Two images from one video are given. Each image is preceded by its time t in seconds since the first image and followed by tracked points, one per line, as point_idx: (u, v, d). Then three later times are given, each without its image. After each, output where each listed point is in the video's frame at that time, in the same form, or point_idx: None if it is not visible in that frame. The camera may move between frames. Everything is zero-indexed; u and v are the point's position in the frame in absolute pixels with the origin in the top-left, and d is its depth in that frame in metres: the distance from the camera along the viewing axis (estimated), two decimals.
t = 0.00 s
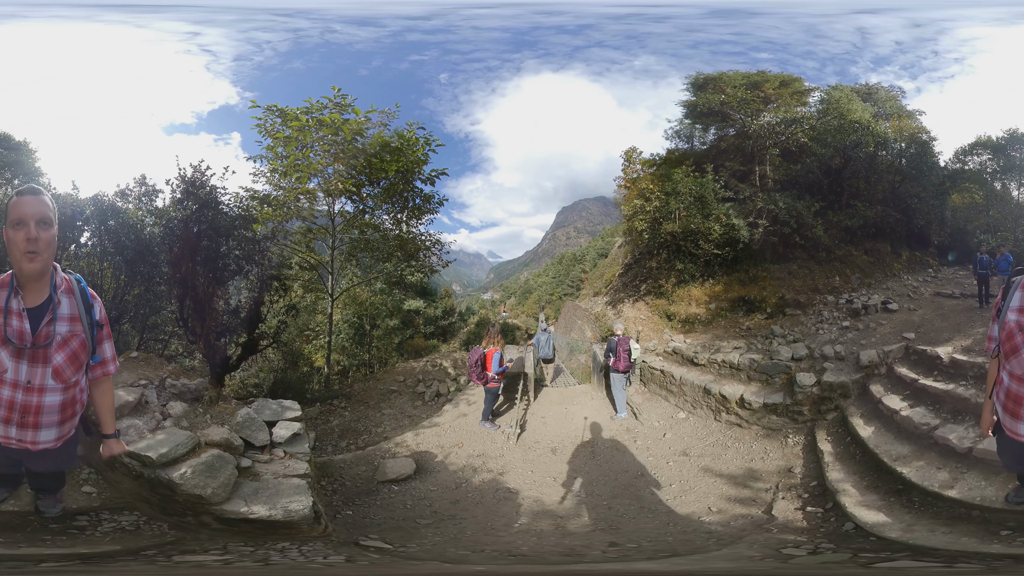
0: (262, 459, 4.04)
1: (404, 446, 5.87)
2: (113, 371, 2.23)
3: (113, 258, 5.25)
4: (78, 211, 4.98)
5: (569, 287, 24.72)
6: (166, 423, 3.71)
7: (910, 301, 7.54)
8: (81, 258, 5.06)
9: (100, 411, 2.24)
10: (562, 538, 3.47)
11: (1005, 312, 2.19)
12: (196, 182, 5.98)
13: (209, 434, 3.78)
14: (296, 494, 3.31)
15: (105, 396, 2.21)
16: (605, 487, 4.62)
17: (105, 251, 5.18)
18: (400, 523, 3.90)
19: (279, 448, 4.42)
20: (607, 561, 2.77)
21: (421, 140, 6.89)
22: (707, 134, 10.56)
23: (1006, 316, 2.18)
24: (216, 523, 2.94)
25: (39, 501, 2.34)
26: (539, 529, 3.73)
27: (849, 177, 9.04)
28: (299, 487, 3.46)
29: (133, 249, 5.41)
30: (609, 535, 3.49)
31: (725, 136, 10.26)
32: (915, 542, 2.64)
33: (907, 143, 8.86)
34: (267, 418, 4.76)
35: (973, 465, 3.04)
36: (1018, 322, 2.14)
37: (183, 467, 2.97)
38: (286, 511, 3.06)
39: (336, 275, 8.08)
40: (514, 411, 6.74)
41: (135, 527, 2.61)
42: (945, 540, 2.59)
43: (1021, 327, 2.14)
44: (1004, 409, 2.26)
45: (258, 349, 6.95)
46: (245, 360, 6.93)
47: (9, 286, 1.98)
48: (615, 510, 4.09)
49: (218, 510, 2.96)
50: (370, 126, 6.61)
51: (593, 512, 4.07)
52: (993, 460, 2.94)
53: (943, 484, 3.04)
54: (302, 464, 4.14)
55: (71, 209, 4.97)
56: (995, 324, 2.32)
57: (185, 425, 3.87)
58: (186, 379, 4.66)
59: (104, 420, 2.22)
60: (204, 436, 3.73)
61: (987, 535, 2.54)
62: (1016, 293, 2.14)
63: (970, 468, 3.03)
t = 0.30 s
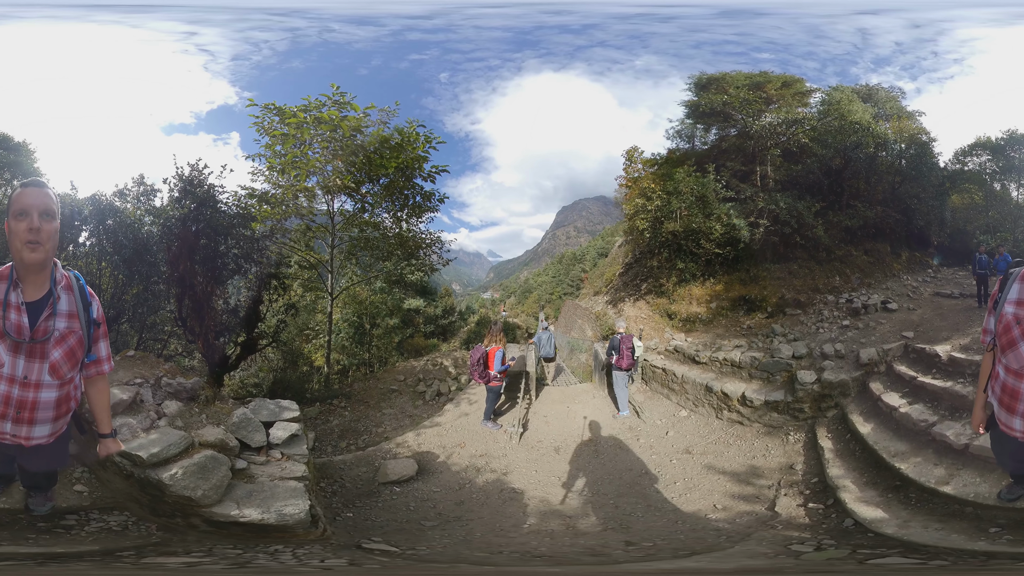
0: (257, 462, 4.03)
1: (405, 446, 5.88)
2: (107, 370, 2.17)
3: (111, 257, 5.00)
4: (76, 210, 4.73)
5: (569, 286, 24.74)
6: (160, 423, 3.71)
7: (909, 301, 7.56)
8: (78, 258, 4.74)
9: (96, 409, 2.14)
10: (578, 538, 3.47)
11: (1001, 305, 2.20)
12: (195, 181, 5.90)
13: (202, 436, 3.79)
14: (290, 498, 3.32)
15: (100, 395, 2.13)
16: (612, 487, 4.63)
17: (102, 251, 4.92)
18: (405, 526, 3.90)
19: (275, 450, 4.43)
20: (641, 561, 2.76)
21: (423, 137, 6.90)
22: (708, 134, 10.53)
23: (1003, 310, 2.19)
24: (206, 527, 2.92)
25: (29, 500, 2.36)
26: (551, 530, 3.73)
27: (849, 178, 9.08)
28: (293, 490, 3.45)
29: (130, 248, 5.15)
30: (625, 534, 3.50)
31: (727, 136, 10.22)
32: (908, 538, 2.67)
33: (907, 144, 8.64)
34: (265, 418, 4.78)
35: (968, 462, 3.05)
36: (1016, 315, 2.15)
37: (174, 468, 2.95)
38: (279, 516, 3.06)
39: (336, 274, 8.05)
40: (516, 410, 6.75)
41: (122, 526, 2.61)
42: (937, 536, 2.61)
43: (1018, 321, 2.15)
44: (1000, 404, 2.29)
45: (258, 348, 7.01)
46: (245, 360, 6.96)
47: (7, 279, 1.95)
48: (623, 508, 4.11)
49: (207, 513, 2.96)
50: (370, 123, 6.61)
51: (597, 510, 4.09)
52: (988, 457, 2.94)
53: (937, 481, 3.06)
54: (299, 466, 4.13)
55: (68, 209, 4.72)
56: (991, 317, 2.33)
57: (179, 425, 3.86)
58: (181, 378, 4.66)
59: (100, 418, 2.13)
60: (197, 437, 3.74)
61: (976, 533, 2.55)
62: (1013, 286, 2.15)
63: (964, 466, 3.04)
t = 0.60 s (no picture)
0: (259, 462, 4.05)
1: (406, 445, 5.90)
2: (107, 374, 2.13)
3: (111, 257, 4.93)
4: (76, 211, 4.62)
5: (569, 286, 24.73)
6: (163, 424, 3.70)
7: (908, 302, 7.58)
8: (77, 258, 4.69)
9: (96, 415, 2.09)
10: (572, 537, 3.50)
11: (1000, 310, 2.21)
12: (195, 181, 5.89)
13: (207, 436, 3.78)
14: (296, 497, 3.35)
15: (101, 400, 2.06)
16: (611, 486, 4.64)
17: (102, 250, 4.85)
18: (406, 525, 3.92)
19: (278, 450, 4.44)
20: (621, 560, 2.82)
21: (423, 138, 6.91)
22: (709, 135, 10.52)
23: (1001, 315, 2.20)
24: (212, 527, 2.96)
25: (31, 502, 2.33)
26: (549, 529, 3.75)
27: (849, 178, 9.04)
28: (298, 490, 3.48)
29: (131, 248, 5.12)
30: (620, 534, 3.50)
31: (727, 137, 10.24)
32: (904, 540, 2.68)
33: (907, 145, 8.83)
34: (267, 418, 4.79)
35: (967, 464, 3.07)
36: (1013, 320, 2.16)
37: (177, 470, 2.98)
38: (285, 516, 3.09)
39: (336, 274, 8.10)
40: (515, 410, 6.77)
41: (126, 528, 2.60)
42: (935, 538, 2.62)
43: (1016, 327, 2.16)
44: (999, 411, 2.30)
45: (258, 348, 7.01)
46: (246, 360, 6.96)
47: (7, 283, 1.95)
48: (618, 508, 4.12)
49: (213, 513, 3.00)
50: (370, 123, 6.62)
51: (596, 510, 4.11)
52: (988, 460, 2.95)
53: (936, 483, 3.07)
54: (301, 467, 4.14)
55: (68, 209, 4.58)
56: (987, 322, 2.34)
57: (182, 426, 3.86)
58: (184, 380, 4.63)
59: (100, 422, 2.09)
60: (200, 438, 3.72)
61: (975, 534, 2.57)
62: (1012, 290, 2.16)
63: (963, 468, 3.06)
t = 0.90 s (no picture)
0: (270, 462, 4.06)
1: (408, 443, 5.94)
2: (112, 378, 2.09)
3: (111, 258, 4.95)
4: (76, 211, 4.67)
5: (569, 286, 24.75)
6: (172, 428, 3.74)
7: (907, 303, 7.60)
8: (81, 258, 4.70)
9: (100, 420, 2.11)
10: (559, 533, 3.53)
11: (995, 320, 2.19)
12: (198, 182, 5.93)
13: (218, 439, 3.82)
14: (312, 494, 3.48)
15: (104, 405, 2.09)
16: (603, 483, 4.69)
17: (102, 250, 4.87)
18: (413, 520, 3.96)
19: (287, 449, 4.50)
20: (593, 555, 2.90)
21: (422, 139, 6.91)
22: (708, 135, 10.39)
23: (996, 326, 2.18)
24: (237, 527, 2.96)
25: (37, 509, 2.18)
26: (540, 525, 3.79)
27: (848, 178, 9.03)
28: (313, 487, 3.60)
29: (133, 251, 5.20)
30: (601, 531, 3.54)
31: (725, 137, 10.13)
32: (887, 545, 2.71)
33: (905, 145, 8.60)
34: (275, 418, 4.84)
35: (967, 470, 3.05)
36: (1011, 331, 2.13)
37: (194, 473, 3.04)
38: (307, 512, 3.21)
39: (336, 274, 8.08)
40: (513, 409, 6.82)
41: (147, 531, 2.50)
42: (924, 545, 2.62)
43: (1012, 338, 2.14)
44: (997, 425, 2.29)
45: (259, 349, 6.99)
46: (247, 360, 6.96)
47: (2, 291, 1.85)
48: (608, 505, 4.15)
49: (235, 514, 3.06)
50: (370, 125, 6.63)
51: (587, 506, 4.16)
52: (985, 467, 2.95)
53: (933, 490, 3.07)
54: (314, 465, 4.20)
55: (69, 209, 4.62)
56: (981, 332, 2.32)
57: (190, 430, 3.89)
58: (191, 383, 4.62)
59: (105, 428, 2.09)
60: (212, 441, 3.78)
61: (973, 541, 2.55)
62: (1007, 301, 2.13)
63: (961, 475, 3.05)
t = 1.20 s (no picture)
0: (287, 463, 4.12)
1: (411, 441, 5.98)
2: (121, 392, 2.05)
3: (115, 259, 5.11)
4: (79, 211, 4.75)
5: (569, 286, 24.77)
6: (184, 435, 3.72)
7: (904, 305, 7.63)
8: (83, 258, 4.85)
9: (107, 431, 2.07)
10: (551, 527, 3.59)
11: (984, 341, 2.02)
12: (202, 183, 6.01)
13: (234, 444, 3.86)
14: (333, 492, 3.55)
15: (113, 416, 2.05)
16: (594, 480, 4.74)
17: (106, 251, 5.03)
18: (423, 515, 4.00)
19: (302, 450, 4.55)
20: (572, 548, 3.01)
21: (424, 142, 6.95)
22: (706, 136, 10.50)
23: (986, 348, 2.02)
24: (274, 528, 3.03)
25: (46, 519, 2.09)
26: (534, 518, 3.84)
27: (846, 178, 9.06)
28: (332, 485, 3.66)
29: (137, 252, 5.38)
30: (587, 526, 3.58)
31: (723, 138, 10.16)
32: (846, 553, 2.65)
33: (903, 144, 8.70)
34: (285, 421, 4.87)
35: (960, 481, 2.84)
36: (1000, 355, 1.98)
37: (217, 480, 3.05)
38: (336, 510, 3.31)
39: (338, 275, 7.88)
40: (512, 407, 6.88)
41: (176, 536, 2.60)
42: (893, 553, 2.54)
43: (1003, 362, 1.97)
44: (991, 455, 2.12)
45: (263, 352, 6.95)
46: (251, 360, 6.99)
47: None
48: (598, 501, 4.19)
49: (267, 514, 3.10)
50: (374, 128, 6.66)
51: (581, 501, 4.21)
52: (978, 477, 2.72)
53: (921, 500, 2.90)
54: (328, 464, 4.27)
55: (72, 210, 4.66)
56: (969, 353, 2.15)
57: (205, 436, 3.93)
58: (200, 388, 4.66)
59: (115, 440, 2.06)
60: (229, 446, 3.83)
61: (959, 550, 2.39)
62: (996, 320, 1.96)
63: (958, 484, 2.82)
